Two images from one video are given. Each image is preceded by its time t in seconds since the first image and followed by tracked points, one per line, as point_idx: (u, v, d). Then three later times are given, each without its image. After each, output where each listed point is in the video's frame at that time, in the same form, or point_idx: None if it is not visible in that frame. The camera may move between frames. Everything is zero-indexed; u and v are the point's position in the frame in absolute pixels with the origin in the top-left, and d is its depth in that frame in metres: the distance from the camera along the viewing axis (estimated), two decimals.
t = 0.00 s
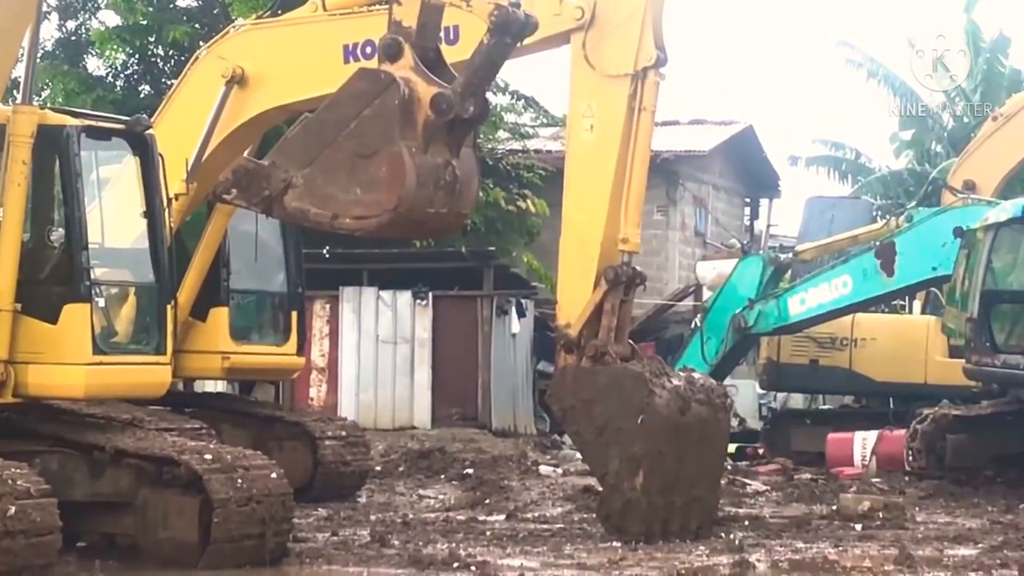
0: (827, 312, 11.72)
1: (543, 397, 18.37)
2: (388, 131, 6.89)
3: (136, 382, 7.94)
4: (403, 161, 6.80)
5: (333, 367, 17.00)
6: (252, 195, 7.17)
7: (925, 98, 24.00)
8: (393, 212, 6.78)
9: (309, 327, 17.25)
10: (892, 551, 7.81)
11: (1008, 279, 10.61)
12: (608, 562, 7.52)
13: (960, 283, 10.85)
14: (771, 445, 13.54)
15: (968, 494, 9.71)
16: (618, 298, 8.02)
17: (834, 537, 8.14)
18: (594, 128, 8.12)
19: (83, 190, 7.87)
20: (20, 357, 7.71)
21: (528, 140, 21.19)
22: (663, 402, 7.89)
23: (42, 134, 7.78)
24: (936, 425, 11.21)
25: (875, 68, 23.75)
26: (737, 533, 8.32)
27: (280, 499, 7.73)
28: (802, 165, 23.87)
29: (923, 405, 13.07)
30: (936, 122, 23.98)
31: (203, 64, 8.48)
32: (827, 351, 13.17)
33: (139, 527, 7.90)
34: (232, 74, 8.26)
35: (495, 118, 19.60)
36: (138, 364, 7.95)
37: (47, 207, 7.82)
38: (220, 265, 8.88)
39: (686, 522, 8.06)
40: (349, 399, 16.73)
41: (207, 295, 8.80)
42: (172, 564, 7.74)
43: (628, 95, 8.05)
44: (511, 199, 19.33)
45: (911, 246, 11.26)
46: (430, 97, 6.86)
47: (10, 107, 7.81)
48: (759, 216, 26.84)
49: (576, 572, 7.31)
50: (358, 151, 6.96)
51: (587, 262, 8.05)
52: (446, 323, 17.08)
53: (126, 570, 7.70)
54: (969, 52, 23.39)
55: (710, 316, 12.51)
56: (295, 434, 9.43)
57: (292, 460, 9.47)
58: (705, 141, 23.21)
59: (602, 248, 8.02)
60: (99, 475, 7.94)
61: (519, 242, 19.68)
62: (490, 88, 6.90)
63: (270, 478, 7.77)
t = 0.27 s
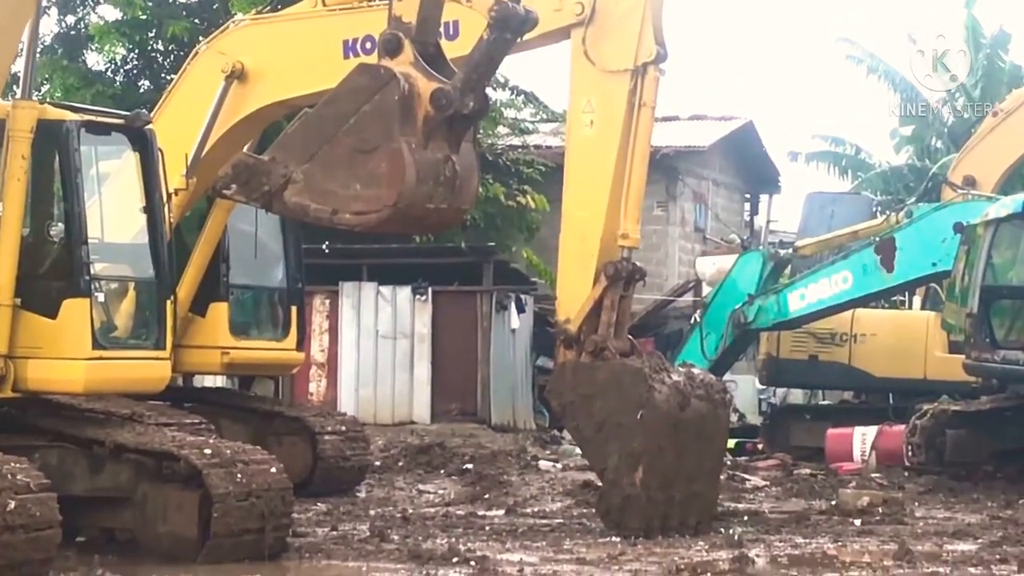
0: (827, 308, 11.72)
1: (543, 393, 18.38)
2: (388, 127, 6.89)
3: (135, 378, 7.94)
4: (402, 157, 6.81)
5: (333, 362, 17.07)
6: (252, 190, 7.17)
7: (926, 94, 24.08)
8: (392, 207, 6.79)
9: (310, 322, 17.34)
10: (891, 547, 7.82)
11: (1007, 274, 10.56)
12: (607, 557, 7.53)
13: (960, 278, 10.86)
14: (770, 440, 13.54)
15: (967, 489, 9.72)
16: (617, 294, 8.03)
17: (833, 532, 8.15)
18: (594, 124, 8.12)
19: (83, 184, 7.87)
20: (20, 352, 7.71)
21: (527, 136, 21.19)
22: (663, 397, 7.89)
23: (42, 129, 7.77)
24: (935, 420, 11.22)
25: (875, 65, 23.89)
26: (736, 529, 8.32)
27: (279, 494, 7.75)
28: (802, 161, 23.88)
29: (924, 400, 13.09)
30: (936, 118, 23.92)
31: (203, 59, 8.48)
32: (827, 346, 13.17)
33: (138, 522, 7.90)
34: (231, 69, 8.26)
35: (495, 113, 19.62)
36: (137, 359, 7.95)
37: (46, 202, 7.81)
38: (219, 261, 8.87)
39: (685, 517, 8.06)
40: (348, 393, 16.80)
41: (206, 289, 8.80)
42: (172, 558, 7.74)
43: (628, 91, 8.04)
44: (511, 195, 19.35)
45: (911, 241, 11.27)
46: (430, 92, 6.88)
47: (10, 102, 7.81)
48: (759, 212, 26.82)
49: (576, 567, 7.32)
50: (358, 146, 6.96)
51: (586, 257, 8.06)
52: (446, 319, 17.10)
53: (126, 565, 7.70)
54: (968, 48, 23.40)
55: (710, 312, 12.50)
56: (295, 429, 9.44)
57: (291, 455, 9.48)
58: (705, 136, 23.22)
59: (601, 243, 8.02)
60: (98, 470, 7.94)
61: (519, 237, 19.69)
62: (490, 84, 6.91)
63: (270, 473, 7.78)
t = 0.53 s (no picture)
0: (830, 303, 11.72)
1: (546, 388, 18.38)
2: (391, 122, 6.89)
3: (138, 372, 7.95)
4: (405, 152, 6.82)
5: (336, 357, 17.03)
6: (254, 184, 7.15)
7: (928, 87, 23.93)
8: (394, 202, 6.79)
9: (312, 317, 17.27)
10: (894, 542, 7.81)
11: (1010, 270, 10.56)
12: (609, 552, 7.52)
13: (962, 274, 10.83)
14: (773, 436, 13.54)
15: (970, 484, 9.71)
16: (620, 289, 8.02)
17: (836, 527, 8.14)
18: (597, 119, 8.12)
19: (86, 178, 7.88)
20: (22, 346, 7.71)
21: (530, 131, 21.18)
22: (665, 392, 7.89)
23: (45, 123, 7.78)
24: (938, 415, 11.28)
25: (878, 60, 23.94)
26: (739, 524, 8.31)
27: (282, 489, 7.76)
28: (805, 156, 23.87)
29: (926, 395, 13.07)
30: (939, 113, 23.81)
31: (206, 53, 8.48)
32: (830, 341, 13.18)
33: (140, 517, 7.90)
34: (234, 63, 8.26)
35: (498, 107, 19.59)
36: (140, 354, 7.96)
37: (49, 196, 7.81)
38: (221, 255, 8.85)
39: (688, 512, 8.06)
40: (351, 388, 16.75)
41: (210, 283, 8.78)
42: (174, 553, 7.74)
43: (631, 86, 8.04)
44: (514, 189, 19.33)
45: (914, 236, 11.28)
46: (432, 86, 6.88)
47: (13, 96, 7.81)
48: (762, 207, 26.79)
49: (578, 562, 7.32)
50: (359, 141, 6.95)
51: (589, 252, 8.06)
52: (449, 314, 17.10)
53: (128, 559, 7.70)
54: (971, 43, 23.41)
55: (711, 308, 12.52)
56: (297, 424, 9.46)
57: (294, 449, 9.48)
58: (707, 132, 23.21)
59: (604, 238, 8.02)
60: (101, 464, 7.95)
61: (521, 232, 19.67)
62: (493, 78, 6.94)
63: (273, 467, 7.80)
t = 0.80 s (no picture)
0: (834, 300, 11.72)
1: (550, 385, 18.40)
2: (396, 118, 6.89)
3: (143, 367, 7.96)
4: (410, 149, 6.82)
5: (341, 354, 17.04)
6: (260, 181, 7.18)
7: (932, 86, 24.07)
8: (400, 198, 6.81)
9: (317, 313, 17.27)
10: (898, 539, 7.81)
11: (1015, 266, 10.55)
12: (614, 548, 7.53)
13: (967, 270, 10.85)
14: (777, 434, 13.55)
15: (975, 482, 9.71)
16: (625, 285, 8.02)
17: (840, 524, 8.14)
18: (601, 116, 8.12)
19: (90, 174, 7.88)
20: (26, 342, 7.74)
21: (535, 128, 21.19)
22: (669, 389, 7.89)
23: (49, 119, 7.80)
24: (942, 412, 11.28)
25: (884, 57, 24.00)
26: (743, 521, 8.31)
27: (286, 485, 7.76)
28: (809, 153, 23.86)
29: (931, 393, 13.14)
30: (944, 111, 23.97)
31: (212, 50, 8.49)
32: (835, 338, 13.15)
33: (145, 512, 7.91)
34: (240, 59, 8.26)
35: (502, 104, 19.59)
36: (144, 350, 7.97)
37: (54, 192, 7.82)
38: (226, 251, 8.85)
39: (692, 509, 8.06)
40: (356, 383, 16.80)
41: (214, 277, 8.80)
42: (178, 549, 7.74)
43: (636, 83, 8.04)
44: (519, 186, 19.34)
45: (918, 233, 11.27)
46: (437, 83, 6.87)
47: (18, 93, 7.84)
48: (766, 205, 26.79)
49: (582, 558, 7.32)
50: (365, 137, 6.97)
51: (593, 249, 8.05)
52: (454, 311, 17.11)
53: (133, 555, 7.71)
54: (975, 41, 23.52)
55: (717, 303, 12.46)
56: (301, 420, 9.47)
57: (298, 445, 9.49)
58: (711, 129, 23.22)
59: (608, 235, 8.02)
60: (105, 460, 7.95)
61: (526, 229, 19.68)
62: (497, 74, 6.96)
63: (277, 464, 7.80)
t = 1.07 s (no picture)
0: (844, 297, 11.72)
1: (560, 381, 18.41)
2: (406, 114, 6.89)
3: (154, 364, 7.97)
4: (420, 145, 6.82)
5: (351, 350, 17.15)
6: (271, 176, 7.21)
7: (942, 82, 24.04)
8: (410, 195, 6.80)
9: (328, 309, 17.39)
10: (909, 536, 7.81)
11: None
12: (624, 545, 7.53)
13: (978, 268, 10.83)
14: (787, 432, 13.55)
15: (985, 479, 9.70)
16: (635, 282, 8.03)
17: (851, 522, 8.14)
18: (612, 113, 8.12)
19: (102, 171, 7.89)
20: (38, 338, 7.74)
21: (545, 125, 21.21)
22: (680, 386, 7.88)
23: (61, 115, 7.80)
24: (953, 409, 11.23)
25: (894, 54, 24.02)
26: (753, 518, 8.31)
27: (297, 482, 7.77)
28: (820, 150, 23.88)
29: (942, 390, 13.12)
30: (955, 108, 23.83)
31: (223, 47, 8.50)
32: (845, 336, 13.17)
33: (156, 509, 7.92)
34: (250, 56, 8.27)
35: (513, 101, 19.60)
36: (155, 346, 7.98)
37: (66, 188, 7.83)
38: (237, 248, 8.87)
39: (702, 506, 8.05)
40: (365, 379, 16.89)
41: (225, 273, 8.81)
42: (188, 545, 7.75)
43: (646, 79, 8.04)
44: (529, 182, 19.35)
45: (929, 230, 11.29)
46: (448, 80, 6.87)
47: (29, 89, 7.84)
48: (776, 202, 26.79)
49: (593, 555, 7.32)
50: (376, 133, 6.95)
51: (604, 246, 8.06)
52: (464, 308, 17.11)
53: (143, 551, 7.72)
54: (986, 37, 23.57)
55: (727, 301, 12.50)
56: (312, 416, 9.49)
57: (309, 442, 9.50)
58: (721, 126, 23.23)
59: (619, 232, 8.02)
60: (116, 456, 7.96)
61: (536, 226, 19.70)
62: (507, 71, 6.96)
63: (287, 460, 7.81)
